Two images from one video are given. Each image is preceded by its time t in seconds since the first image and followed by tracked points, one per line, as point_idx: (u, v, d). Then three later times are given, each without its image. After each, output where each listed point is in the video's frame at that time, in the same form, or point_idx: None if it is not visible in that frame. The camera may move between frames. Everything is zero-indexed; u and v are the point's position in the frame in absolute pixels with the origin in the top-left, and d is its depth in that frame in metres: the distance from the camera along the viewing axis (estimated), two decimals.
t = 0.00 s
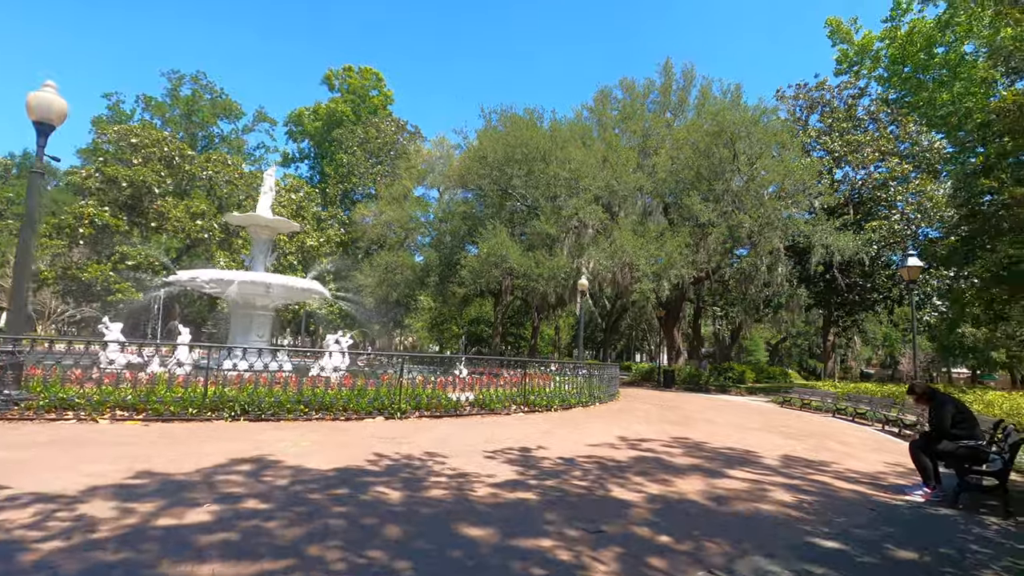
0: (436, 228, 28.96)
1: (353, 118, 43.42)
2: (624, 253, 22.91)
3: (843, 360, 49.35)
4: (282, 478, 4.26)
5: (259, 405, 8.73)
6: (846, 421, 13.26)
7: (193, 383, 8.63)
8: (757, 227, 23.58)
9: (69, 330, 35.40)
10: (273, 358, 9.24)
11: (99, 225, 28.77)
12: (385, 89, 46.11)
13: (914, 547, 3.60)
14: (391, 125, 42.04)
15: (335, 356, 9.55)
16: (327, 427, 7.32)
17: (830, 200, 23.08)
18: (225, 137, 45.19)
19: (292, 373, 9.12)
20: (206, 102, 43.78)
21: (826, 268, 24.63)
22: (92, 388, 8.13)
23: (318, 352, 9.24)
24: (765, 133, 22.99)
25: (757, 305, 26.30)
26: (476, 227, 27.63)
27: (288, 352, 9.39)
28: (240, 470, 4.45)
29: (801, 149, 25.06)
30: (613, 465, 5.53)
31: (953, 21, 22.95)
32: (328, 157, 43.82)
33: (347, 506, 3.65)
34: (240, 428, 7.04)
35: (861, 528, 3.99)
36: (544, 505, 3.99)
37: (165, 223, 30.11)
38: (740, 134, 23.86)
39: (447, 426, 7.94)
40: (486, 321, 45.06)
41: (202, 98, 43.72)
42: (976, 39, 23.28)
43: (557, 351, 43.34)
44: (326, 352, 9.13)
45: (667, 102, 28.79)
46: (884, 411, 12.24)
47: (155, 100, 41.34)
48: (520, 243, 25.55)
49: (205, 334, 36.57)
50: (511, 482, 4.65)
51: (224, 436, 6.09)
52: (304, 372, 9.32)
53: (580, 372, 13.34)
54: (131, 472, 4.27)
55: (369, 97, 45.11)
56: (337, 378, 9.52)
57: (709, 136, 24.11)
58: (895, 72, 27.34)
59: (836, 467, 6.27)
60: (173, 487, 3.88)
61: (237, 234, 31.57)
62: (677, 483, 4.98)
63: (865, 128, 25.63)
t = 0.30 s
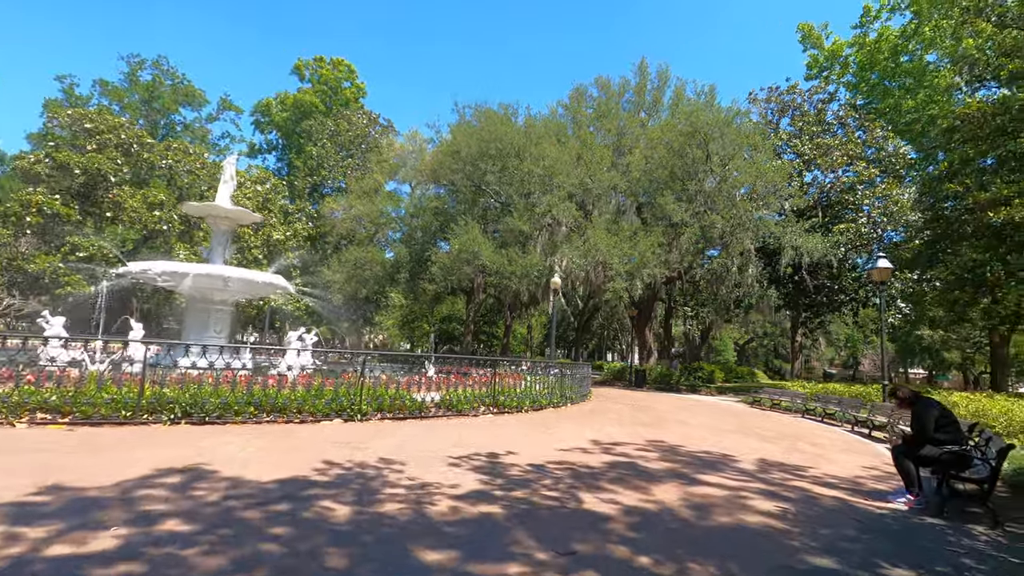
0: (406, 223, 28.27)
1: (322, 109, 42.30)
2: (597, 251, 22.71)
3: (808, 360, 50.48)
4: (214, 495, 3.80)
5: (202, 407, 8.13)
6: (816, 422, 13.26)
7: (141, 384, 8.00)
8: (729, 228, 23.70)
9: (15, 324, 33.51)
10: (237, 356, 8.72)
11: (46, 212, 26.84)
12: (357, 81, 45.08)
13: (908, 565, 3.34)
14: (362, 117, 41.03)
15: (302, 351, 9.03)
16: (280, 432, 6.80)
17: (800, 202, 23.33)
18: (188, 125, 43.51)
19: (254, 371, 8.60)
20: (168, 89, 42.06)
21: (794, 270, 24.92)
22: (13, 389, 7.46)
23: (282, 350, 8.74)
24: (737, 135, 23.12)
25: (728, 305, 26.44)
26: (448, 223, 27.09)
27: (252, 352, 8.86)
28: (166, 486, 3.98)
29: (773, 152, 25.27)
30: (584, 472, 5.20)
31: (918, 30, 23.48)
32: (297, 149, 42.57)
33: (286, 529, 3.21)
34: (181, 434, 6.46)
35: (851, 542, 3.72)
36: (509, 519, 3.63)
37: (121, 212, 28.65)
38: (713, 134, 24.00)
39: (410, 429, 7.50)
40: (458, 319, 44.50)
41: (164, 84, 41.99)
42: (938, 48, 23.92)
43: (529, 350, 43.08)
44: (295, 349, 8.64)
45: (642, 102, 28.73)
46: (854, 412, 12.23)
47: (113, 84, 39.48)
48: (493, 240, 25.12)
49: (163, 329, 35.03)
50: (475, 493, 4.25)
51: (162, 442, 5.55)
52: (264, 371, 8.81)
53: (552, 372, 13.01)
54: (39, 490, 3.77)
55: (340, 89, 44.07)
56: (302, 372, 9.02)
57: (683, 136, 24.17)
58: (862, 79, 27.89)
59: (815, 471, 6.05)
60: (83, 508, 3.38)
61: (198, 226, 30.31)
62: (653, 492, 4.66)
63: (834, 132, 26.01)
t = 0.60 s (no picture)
0: (380, 219, 27.56)
1: (294, 101, 41.21)
2: (574, 249, 22.46)
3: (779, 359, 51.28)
4: (137, 516, 3.32)
5: (141, 410, 7.48)
6: (790, 422, 13.22)
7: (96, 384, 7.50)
8: (705, 227, 23.73)
9: None
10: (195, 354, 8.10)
11: None
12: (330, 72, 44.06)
13: None
14: (336, 110, 40.04)
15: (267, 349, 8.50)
16: (231, 437, 6.28)
17: (775, 202, 23.50)
18: (153, 114, 41.92)
19: (212, 371, 8.03)
20: (131, 76, 40.46)
21: (769, 270, 25.09)
22: None
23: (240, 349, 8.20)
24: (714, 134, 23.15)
25: (703, 305, 26.47)
26: (422, 219, 26.53)
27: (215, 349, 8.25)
28: (83, 505, 3.48)
29: (748, 152, 25.36)
30: (560, 480, 4.84)
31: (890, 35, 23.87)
32: (268, 141, 41.40)
33: (213, 557, 2.77)
34: (118, 440, 5.89)
35: (846, 558, 3.44)
36: (473, 538, 3.24)
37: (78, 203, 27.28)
38: (690, 133, 24.06)
39: (375, 432, 7.06)
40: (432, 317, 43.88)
41: (126, 70, 40.35)
42: (908, 53, 24.35)
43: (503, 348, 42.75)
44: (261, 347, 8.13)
45: (620, 100, 28.62)
46: (829, 412, 12.17)
47: (71, 69, 37.75)
48: (468, 236, 24.68)
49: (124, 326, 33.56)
50: (438, 506, 3.86)
51: (94, 449, 5.01)
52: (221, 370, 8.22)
53: (527, 371, 12.66)
54: None
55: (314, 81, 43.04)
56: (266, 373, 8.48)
57: (659, 135, 24.16)
58: (835, 83, 28.25)
59: (798, 475, 5.82)
60: None
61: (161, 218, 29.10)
62: (631, 501, 4.33)
63: (808, 134, 26.25)
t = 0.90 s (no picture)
0: (375, 216, 27.00)
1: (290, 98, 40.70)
2: (573, 246, 21.94)
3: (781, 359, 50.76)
4: (63, 546, 2.89)
5: (97, 414, 6.88)
6: (798, 424, 12.73)
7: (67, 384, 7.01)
8: (707, 223, 23.23)
9: None
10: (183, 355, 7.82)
11: None
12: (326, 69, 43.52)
13: None
14: (332, 106, 39.50)
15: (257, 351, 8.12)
16: (201, 446, 5.79)
17: (779, 198, 22.98)
18: (147, 110, 41.40)
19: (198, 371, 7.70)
20: (124, 72, 39.96)
21: (773, 267, 24.58)
22: None
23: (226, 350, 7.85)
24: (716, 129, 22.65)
25: (705, 304, 25.95)
26: (419, 216, 26.00)
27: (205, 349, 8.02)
28: (2, 535, 3.03)
29: (751, 147, 24.83)
30: (557, 496, 4.37)
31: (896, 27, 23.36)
32: (264, 138, 40.87)
33: None
34: (74, 450, 5.39)
35: None
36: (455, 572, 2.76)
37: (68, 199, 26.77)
38: (691, 127, 23.57)
39: (360, 439, 6.58)
40: (431, 316, 43.36)
41: (120, 67, 39.83)
42: (914, 46, 23.88)
43: (502, 348, 42.21)
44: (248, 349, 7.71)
45: (620, 95, 28.11)
46: (840, 414, 11.67)
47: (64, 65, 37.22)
48: (465, 233, 24.17)
49: (116, 327, 33.00)
50: (418, 529, 3.36)
51: (40, 462, 4.53)
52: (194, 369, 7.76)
53: (524, 371, 12.15)
54: None
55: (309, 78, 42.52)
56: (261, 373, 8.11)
57: (660, 129, 23.69)
58: (839, 77, 27.73)
59: (818, 486, 5.35)
60: None
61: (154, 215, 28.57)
62: (638, 520, 3.84)
63: (811, 129, 25.74)
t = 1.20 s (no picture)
0: (370, 213, 26.41)
1: (284, 94, 40.07)
2: (572, 243, 21.38)
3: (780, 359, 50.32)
4: None
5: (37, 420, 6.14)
6: (807, 427, 12.20)
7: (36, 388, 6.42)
8: (708, 220, 22.71)
9: None
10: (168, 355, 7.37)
11: None
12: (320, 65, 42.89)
13: None
14: (327, 103, 38.87)
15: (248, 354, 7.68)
16: (160, 460, 5.22)
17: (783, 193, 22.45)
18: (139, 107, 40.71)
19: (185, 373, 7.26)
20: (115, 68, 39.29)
21: (775, 265, 24.06)
22: None
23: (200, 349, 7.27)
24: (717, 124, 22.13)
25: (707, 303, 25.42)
26: (413, 213, 25.41)
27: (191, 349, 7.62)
28: None
29: (753, 142, 24.31)
30: (556, 519, 3.83)
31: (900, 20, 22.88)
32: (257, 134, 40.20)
33: None
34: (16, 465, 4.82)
35: None
36: None
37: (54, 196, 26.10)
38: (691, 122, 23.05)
39: (341, 448, 6.02)
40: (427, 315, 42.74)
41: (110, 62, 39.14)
42: (918, 40, 23.41)
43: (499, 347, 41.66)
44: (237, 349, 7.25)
45: (619, 91, 27.58)
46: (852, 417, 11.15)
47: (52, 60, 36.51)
48: (461, 230, 23.60)
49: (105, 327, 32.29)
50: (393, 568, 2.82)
51: None
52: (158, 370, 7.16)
53: (521, 372, 11.59)
54: None
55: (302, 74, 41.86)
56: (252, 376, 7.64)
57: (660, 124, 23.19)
58: (841, 72, 27.25)
59: (848, 501, 4.81)
60: None
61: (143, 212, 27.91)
62: (653, 550, 3.31)
63: (814, 125, 25.25)
